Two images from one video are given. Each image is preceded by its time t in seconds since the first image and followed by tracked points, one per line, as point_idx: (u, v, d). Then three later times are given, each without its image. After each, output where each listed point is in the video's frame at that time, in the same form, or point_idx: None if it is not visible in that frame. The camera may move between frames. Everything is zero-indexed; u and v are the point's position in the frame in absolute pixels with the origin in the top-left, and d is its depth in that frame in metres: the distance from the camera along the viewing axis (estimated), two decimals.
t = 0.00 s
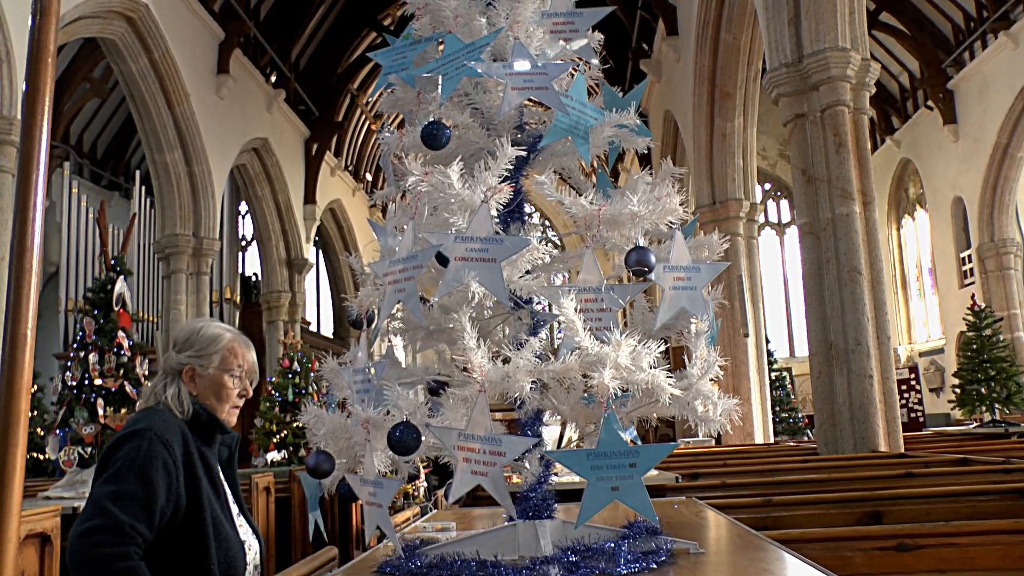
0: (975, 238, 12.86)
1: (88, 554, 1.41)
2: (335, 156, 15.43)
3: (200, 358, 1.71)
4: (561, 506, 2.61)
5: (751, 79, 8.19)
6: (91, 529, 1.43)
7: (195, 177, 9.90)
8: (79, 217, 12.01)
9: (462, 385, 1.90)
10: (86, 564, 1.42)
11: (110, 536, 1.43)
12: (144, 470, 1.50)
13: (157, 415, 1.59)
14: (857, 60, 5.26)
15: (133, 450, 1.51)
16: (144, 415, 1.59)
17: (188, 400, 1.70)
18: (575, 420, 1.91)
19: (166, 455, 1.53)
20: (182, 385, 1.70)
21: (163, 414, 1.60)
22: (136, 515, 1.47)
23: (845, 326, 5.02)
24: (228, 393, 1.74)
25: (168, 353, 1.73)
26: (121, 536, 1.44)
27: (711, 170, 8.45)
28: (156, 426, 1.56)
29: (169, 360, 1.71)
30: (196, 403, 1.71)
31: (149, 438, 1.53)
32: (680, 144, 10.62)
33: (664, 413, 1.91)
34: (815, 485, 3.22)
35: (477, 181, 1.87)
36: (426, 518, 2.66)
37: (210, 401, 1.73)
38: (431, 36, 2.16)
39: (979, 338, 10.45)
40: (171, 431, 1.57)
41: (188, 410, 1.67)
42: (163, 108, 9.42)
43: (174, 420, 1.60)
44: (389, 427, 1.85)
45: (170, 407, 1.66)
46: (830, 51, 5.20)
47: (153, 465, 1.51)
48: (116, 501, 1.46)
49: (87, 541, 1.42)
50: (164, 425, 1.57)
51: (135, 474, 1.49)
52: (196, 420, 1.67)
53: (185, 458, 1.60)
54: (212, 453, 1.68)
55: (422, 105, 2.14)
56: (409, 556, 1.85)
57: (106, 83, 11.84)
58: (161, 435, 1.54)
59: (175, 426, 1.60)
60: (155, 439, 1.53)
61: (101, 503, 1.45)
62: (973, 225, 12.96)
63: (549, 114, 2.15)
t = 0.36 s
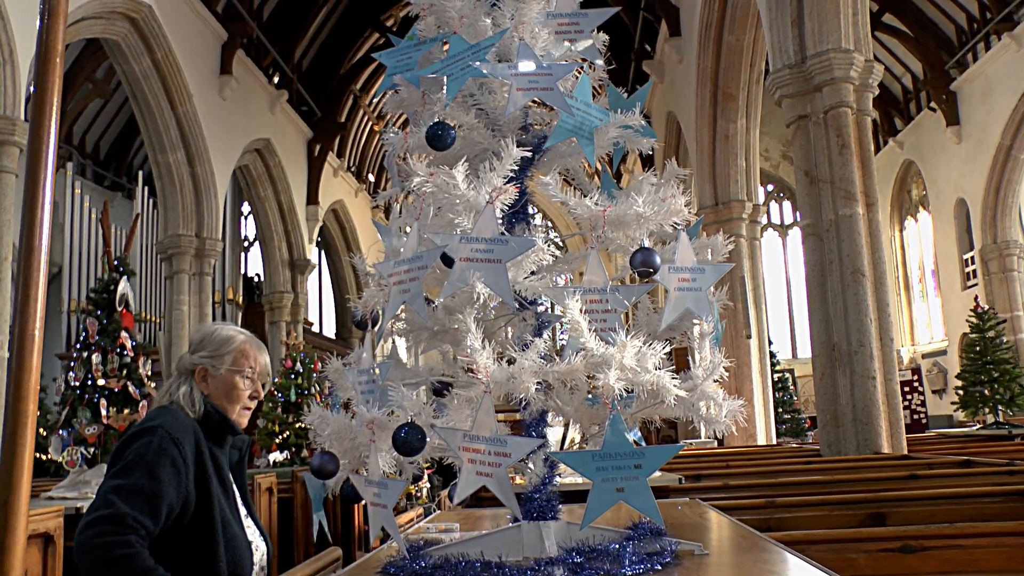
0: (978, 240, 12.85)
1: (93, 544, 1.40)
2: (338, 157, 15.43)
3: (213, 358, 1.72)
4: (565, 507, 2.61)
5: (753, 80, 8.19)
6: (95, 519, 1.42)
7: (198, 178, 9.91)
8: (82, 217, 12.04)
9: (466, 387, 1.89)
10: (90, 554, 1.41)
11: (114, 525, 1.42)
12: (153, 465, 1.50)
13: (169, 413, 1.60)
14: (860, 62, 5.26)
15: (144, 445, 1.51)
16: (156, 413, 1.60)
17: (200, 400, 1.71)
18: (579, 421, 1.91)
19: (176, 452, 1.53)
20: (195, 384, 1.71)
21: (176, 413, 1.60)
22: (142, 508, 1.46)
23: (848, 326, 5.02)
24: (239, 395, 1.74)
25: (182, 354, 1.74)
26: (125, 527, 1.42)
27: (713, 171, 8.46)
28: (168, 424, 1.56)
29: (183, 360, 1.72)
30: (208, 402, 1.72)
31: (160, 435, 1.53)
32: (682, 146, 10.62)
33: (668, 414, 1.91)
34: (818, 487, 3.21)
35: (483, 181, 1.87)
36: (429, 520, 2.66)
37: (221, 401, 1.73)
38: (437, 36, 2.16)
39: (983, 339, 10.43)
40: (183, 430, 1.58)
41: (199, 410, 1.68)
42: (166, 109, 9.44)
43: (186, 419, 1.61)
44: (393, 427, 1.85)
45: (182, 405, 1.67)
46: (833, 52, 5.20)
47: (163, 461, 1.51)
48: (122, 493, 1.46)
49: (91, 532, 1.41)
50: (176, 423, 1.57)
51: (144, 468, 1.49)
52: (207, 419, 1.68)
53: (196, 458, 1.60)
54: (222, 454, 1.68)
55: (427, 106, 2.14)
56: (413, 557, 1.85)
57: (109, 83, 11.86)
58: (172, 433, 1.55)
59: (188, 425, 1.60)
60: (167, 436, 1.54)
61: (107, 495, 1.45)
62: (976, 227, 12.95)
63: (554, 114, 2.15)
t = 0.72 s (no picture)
0: (981, 242, 12.84)
1: (111, 540, 1.41)
2: (340, 159, 15.44)
3: (227, 361, 1.72)
4: (567, 508, 2.61)
5: (756, 82, 8.18)
6: (113, 517, 1.43)
7: (200, 179, 9.92)
8: (84, 219, 12.06)
9: (469, 388, 1.90)
10: (107, 551, 1.42)
11: (131, 522, 1.43)
12: (169, 463, 1.50)
13: (184, 414, 1.61)
14: (862, 63, 5.25)
15: (160, 444, 1.52)
16: (170, 413, 1.61)
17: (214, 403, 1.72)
18: (582, 422, 1.91)
19: (191, 452, 1.54)
20: (207, 387, 1.71)
21: (190, 413, 1.61)
22: (158, 506, 1.47)
23: (851, 328, 5.01)
24: (251, 399, 1.74)
25: (196, 357, 1.74)
26: (143, 525, 1.43)
27: (716, 172, 8.46)
28: (183, 423, 1.57)
29: (197, 364, 1.73)
30: (221, 404, 1.72)
31: (176, 434, 1.54)
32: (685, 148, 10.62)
33: (670, 416, 1.92)
34: (820, 488, 3.21)
35: (485, 183, 1.87)
36: (431, 521, 2.65)
37: (233, 404, 1.73)
38: (440, 38, 2.17)
39: (986, 341, 10.42)
40: (197, 429, 1.58)
41: (212, 411, 1.68)
42: (169, 111, 9.46)
43: (201, 420, 1.62)
44: (396, 428, 1.85)
45: (196, 407, 1.67)
46: (836, 53, 5.20)
47: (179, 459, 1.52)
48: (139, 491, 1.46)
49: (109, 529, 1.42)
50: (190, 423, 1.58)
51: (160, 466, 1.50)
52: (220, 420, 1.68)
53: (211, 458, 1.60)
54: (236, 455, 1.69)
55: (429, 107, 2.14)
56: (416, 559, 1.85)
57: (112, 84, 11.89)
58: (187, 433, 1.55)
59: (202, 425, 1.61)
60: (182, 435, 1.54)
61: (125, 492, 1.46)
62: (979, 229, 12.94)
63: (557, 115, 2.15)
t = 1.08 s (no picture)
0: (983, 242, 12.84)
1: (114, 539, 1.43)
2: (342, 161, 15.46)
3: (245, 367, 1.74)
4: (568, 510, 2.62)
5: (757, 83, 8.19)
6: (120, 516, 1.45)
7: (203, 182, 9.94)
8: (86, 222, 12.09)
9: (470, 391, 1.91)
10: (111, 551, 1.43)
11: (136, 523, 1.44)
12: (177, 466, 1.52)
13: (196, 418, 1.63)
14: (862, 65, 5.26)
15: (171, 446, 1.54)
16: (184, 417, 1.63)
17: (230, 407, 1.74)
18: (583, 424, 1.92)
19: (200, 456, 1.56)
20: (224, 392, 1.73)
21: (201, 417, 1.63)
22: (163, 508, 1.49)
23: (852, 329, 5.02)
24: (267, 403, 1.75)
25: (214, 362, 1.76)
26: (148, 526, 1.45)
27: (717, 173, 8.48)
28: (194, 427, 1.59)
29: (215, 368, 1.75)
30: (237, 410, 1.74)
31: (185, 437, 1.56)
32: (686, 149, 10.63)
33: (670, 418, 1.92)
34: (821, 489, 3.22)
35: (485, 187, 1.88)
36: (432, 522, 2.66)
37: (250, 410, 1.74)
38: (441, 41, 2.18)
39: (988, 342, 10.43)
40: (208, 434, 1.61)
41: (227, 416, 1.70)
42: (170, 113, 9.47)
43: (211, 424, 1.64)
44: (397, 431, 1.86)
45: (210, 411, 1.70)
46: (837, 55, 5.21)
47: (186, 463, 1.53)
48: (147, 492, 1.48)
49: (114, 528, 1.44)
50: (202, 428, 1.61)
51: (168, 469, 1.52)
52: (234, 425, 1.70)
53: (220, 463, 1.62)
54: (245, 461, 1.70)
55: (430, 111, 2.15)
56: (418, 560, 1.85)
57: (114, 87, 11.93)
58: (198, 436, 1.58)
59: (213, 429, 1.63)
60: (192, 439, 1.56)
61: (132, 493, 1.48)
62: (981, 229, 12.95)
63: (557, 119, 2.16)
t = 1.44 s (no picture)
0: (984, 244, 12.85)
1: None
2: (344, 165, 15.49)
3: (259, 374, 1.73)
4: (570, 513, 2.62)
5: (758, 86, 8.20)
6: (135, 554, 1.46)
7: (205, 187, 9.97)
8: (89, 227, 12.15)
9: (471, 395, 1.92)
10: None
11: (153, 562, 1.46)
12: (189, 495, 1.52)
13: (206, 435, 1.62)
14: (863, 67, 5.27)
15: (182, 472, 1.54)
16: (195, 435, 1.62)
17: (246, 416, 1.72)
18: (584, 427, 1.93)
19: (212, 480, 1.55)
20: (241, 400, 1.71)
21: (211, 434, 1.62)
22: (179, 540, 1.49)
23: (854, 332, 5.03)
24: (286, 409, 1.76)
25: (227, 367, 1.74)
26: (165, 563, 1.46)
27: (718, 176, 8.49)
28: (205, 449, 1.58)
29: (228, 374, 1.73)
30: (253, 419, 1.74)
31: (196, 462, 1.55)
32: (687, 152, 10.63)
33: (671, 422, 1.93)
34: (824, 492, 3.22)
35: (486, 192, 1.90)
36: (435, 526, 2.67)
37: (267, 417, 1.75)
38: (441, 48, 2.20)
39: (990, 344, 10.43)
40: (219, 453, 1.59)
41: (242, 431, 1.68)
42: (172, 118, 9.49)
43: (223, 441, 1.62)
44: (399, 435, 1.87)
45: (226, 427, 1.66)
46: (837, 58, 5.22)
47: (199, 490, 1.53)
48: (160, 526, 1.49)
49: (132, 566, 1.45)
50: (212, 448, 1.59)
51: (180, 499, 1.51)
52: (248, 439, 1.69)
53: (234, 481, 1.62)
54: (260, 473, 1.70)
55: (431, 117, 2.16)
56: (420, 564, 1.86)
57: (116, 93, 11.98)
58: (208, 459, 1.56)
59: (224, 447, 1.62)
60: (202, 464, 1.55)
61: (146, 528, 1.48)
62: (982, 232, 12.96)
63: (557, 124, 2.17)
